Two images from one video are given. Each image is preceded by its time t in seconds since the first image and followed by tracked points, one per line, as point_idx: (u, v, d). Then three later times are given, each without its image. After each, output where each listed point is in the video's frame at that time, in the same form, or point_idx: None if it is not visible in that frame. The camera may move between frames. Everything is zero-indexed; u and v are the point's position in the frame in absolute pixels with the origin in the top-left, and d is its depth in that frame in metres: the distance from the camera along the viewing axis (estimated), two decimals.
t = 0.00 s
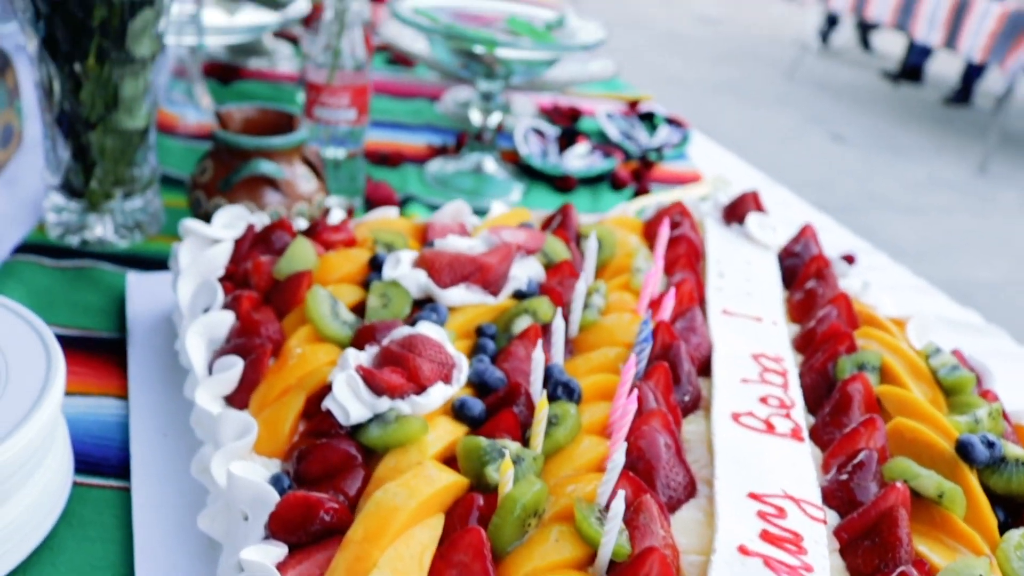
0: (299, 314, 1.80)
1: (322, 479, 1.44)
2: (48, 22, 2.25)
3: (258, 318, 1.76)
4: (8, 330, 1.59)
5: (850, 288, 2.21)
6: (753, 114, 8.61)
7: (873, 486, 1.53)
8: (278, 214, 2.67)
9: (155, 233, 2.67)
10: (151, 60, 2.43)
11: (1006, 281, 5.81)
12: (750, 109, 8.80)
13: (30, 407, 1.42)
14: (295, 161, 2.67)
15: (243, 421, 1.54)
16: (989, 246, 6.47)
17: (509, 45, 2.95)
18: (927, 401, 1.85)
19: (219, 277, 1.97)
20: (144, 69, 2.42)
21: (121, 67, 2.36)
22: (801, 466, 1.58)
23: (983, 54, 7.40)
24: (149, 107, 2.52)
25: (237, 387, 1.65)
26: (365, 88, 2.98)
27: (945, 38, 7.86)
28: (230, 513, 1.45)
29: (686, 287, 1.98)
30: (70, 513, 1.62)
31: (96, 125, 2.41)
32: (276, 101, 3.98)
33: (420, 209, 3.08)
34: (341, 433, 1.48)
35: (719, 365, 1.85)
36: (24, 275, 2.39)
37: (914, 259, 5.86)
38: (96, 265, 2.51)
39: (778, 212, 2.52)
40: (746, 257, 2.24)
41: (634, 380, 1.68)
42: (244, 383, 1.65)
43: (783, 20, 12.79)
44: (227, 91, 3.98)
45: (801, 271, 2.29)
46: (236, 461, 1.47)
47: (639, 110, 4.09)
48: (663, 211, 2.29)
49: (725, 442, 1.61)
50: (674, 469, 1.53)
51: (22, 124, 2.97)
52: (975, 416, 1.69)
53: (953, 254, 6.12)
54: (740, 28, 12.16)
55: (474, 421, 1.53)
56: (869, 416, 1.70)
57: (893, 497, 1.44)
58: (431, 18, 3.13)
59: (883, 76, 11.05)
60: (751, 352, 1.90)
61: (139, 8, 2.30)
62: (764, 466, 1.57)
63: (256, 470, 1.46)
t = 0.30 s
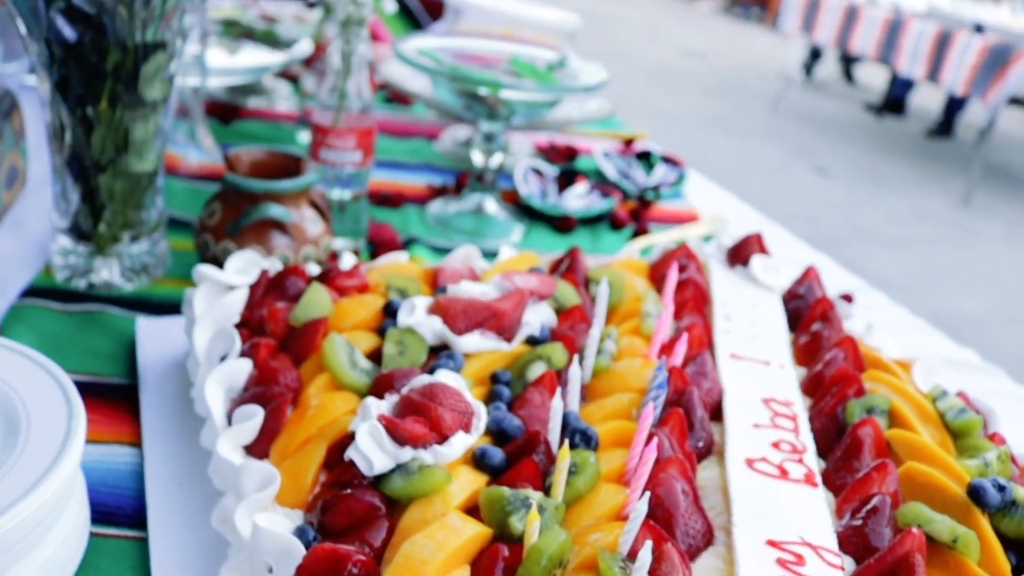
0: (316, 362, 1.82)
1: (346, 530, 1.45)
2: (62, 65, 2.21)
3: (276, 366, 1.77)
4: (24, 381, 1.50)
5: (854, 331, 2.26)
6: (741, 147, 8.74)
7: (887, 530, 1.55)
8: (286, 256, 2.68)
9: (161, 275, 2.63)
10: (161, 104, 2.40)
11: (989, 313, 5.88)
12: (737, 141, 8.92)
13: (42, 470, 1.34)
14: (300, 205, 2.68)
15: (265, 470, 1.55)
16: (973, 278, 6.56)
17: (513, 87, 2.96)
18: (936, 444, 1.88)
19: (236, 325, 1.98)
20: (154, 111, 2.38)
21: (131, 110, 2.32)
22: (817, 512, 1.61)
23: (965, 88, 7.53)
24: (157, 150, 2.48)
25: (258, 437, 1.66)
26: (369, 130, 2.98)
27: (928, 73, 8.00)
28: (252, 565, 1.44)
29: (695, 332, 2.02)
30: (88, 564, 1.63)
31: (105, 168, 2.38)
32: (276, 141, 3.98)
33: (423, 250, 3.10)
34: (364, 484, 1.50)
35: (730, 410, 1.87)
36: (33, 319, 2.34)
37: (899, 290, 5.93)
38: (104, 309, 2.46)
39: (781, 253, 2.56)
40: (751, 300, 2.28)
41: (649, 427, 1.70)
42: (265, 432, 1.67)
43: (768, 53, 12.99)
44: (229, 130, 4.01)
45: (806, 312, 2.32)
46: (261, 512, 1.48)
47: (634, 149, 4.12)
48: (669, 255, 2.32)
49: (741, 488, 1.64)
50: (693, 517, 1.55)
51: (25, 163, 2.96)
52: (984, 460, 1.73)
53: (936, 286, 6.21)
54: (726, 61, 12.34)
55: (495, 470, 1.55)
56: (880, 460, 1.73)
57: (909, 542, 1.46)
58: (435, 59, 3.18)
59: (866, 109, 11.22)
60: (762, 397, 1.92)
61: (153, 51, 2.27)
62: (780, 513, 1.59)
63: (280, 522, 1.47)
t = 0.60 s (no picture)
0: (335, 407, 1.84)
1: None
2: (77, 107, 2.10)
3: (296, 412, 1.78)
4: (37, 416, 1.20)
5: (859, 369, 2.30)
6: (731, 177, 8.82)
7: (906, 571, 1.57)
8: (296, 297, 2.61)
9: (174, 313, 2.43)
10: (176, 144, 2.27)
11: (978, 342, 5.94)
12: (727, 172, 9.02)
13: (67, 525, 1.04)
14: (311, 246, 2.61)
15: (290, 517, 1.56)
16: (962, 307, 6.62)
17: (519, 126, 3.00)
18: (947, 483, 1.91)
19: (253, 369, 2.00)
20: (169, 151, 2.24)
21: (145, 150, 2.18)
22: (834, 554, 1.63)
23: (952, 118, 7.62)
24: (171, 191, 2.34)
25: (281, 483, 1.67)
26: (377, 169, 2.98)
27: (915, 103, 8.10)
28: None
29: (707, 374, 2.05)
30: None
31: (117, 209, 2.22)
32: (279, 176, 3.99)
33: (429, 289, 3.11)
34: (389, 530, 1.51)
35: (745, 452, 1.90)
36: (43, 360, 2.16)
37: (888, 318, 5.98)
38: (115, 350, 2.27)
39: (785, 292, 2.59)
40: (760, 340, 2.31)
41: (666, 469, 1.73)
42: (287, 477, 1.68)
43: (758, 82, 13.14)
44: (232, 167, 4.01)
45: (813, 351, 2.35)
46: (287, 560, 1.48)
47: (634, 185, 4.16)
48: (678, 296, 2.35)
49: (759, 530, 1.66)
50: (713, 560, 1.56)
51: (30, 203, 2.86)
52: (997, 500, 1.76)
53: (927, 315, 6.27)
54: (716, 91, 12.48)
55: (517, 515, 1.57)
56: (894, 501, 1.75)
57: None
58: (442, 98, 3.23)
59: (854, 139, 11.35)
60: (775, 438, 1.95)
61: (168, 92, 2.14)
62: (799, 555, 1.61)
63: (307, 569, 1.48)
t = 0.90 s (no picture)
0: (357, 447, 1.84)
1: None
2: (92, 149, 1.90)
3: (319, 453, 1.79)
4: (51, 455, 1.20)
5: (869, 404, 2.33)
6: (727, 206, 8.88)
7: None
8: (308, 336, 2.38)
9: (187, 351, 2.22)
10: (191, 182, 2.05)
11: (973, 370, 5.98)
12: (721, 200, 9.09)
13: (94, 570, 1.04)
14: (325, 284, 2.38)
15: (319, 561, 1.55)
16: (956, 334, 6.66)
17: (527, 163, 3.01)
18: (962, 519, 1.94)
19: (273, 410, 1.97)
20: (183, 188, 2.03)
21: (160, 190, 1.98)
22: None
23: (945, 146, 7.70)
24: (185, 228, 2.12)
25: (307, 524, 1.67)
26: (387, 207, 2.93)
27: (908, 131, 8.18)
28: None
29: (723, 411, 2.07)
30: None
31: (129, 248, 2.01)
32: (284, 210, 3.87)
33: (437, 324, 3.12)
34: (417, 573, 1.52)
35: (761, 489, 1.91)
36: (56, 398, 1.96)
37: (883, 345, 6.03)
38: (128, 389, 2.06)
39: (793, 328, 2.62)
40: (771, 376, 2.33)
41: (686, 508, 1.75)
42: (313, 520, 1.68)
43: (751, 109, 13.27)
44: (236, 202, 3.89)
45: (824, 387, 2.38)
46: None
47: (636, 218, 4.18)
48: (689, 333, 2.38)
49: (780, 569, 1.68)
50: None
51: (38, 237, 2.68)
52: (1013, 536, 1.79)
53: (923, 343, 6.31)
54: (710, 119, 12.59)
55: (542, 555, 1.59)
56: (912, 537, 1.78)
57: None
58: (450, 136, 3.27)
59: (847, 166, 11.46)
60: (791, 475, 1.96)
61: (184, 131, 1.93)
62: None
63: None
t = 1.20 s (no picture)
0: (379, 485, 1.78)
1: None
2: (106, 187, 1.87)
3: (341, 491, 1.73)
4: (69, 493, 1.21)
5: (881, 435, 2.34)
6: (728, 232, 8.91)
7: None
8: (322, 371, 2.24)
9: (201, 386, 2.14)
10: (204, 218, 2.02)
11: (975, 394, 5.99)
12: (720, 226, 9.12)
13: None
14: (337, 318, 2.26)
15: None
16: (955, 358, 6.67)
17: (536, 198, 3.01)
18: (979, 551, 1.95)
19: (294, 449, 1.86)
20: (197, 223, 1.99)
21: (174, 225, 1.94)
22: None
23: (942, 170, 7.72)
24: (198, 262, 2.07)
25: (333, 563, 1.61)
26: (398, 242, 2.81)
27: (904, 156, 8.22)
28: None
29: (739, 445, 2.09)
30: None
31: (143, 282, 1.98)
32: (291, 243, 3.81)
33: (448, 357, 3.11)
34: None
35: (781, 524, 1.92)
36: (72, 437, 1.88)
37: (884, 371, 6.06)
38: (143, 427, 1.98)
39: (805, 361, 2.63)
40: (785, 408, 2.33)
41: (707, 544, 1.76)
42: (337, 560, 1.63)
43: (749, 134, 13.34)
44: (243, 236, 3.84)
45: (837, 419, 2.39)
46: None
47: (641, 248, 4.19)
48: (701, 366, 2.40)
49: None
50: None
51: (51, 274, 2.65)
52: None
53: (923, 368, 6.32)
54: (708, 144, 12.65)
55: None
56: (931, 571, 1.79)
57: None
58: (459, 169, 3.29)
59: (844, 191, 11.52)
60: (808, 508, 1.97)
61: (198, 169, 1.91)
62: None
63: None
